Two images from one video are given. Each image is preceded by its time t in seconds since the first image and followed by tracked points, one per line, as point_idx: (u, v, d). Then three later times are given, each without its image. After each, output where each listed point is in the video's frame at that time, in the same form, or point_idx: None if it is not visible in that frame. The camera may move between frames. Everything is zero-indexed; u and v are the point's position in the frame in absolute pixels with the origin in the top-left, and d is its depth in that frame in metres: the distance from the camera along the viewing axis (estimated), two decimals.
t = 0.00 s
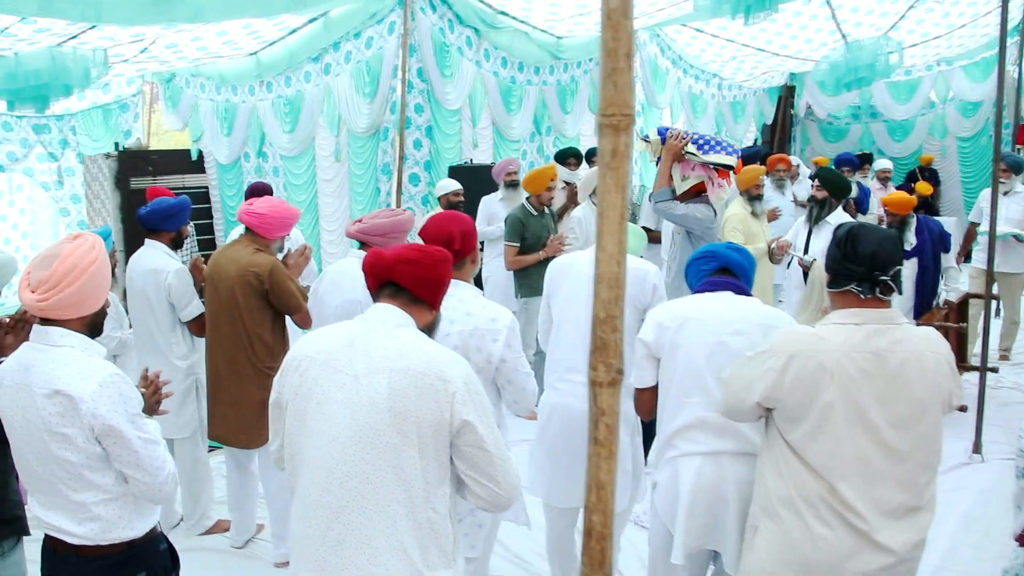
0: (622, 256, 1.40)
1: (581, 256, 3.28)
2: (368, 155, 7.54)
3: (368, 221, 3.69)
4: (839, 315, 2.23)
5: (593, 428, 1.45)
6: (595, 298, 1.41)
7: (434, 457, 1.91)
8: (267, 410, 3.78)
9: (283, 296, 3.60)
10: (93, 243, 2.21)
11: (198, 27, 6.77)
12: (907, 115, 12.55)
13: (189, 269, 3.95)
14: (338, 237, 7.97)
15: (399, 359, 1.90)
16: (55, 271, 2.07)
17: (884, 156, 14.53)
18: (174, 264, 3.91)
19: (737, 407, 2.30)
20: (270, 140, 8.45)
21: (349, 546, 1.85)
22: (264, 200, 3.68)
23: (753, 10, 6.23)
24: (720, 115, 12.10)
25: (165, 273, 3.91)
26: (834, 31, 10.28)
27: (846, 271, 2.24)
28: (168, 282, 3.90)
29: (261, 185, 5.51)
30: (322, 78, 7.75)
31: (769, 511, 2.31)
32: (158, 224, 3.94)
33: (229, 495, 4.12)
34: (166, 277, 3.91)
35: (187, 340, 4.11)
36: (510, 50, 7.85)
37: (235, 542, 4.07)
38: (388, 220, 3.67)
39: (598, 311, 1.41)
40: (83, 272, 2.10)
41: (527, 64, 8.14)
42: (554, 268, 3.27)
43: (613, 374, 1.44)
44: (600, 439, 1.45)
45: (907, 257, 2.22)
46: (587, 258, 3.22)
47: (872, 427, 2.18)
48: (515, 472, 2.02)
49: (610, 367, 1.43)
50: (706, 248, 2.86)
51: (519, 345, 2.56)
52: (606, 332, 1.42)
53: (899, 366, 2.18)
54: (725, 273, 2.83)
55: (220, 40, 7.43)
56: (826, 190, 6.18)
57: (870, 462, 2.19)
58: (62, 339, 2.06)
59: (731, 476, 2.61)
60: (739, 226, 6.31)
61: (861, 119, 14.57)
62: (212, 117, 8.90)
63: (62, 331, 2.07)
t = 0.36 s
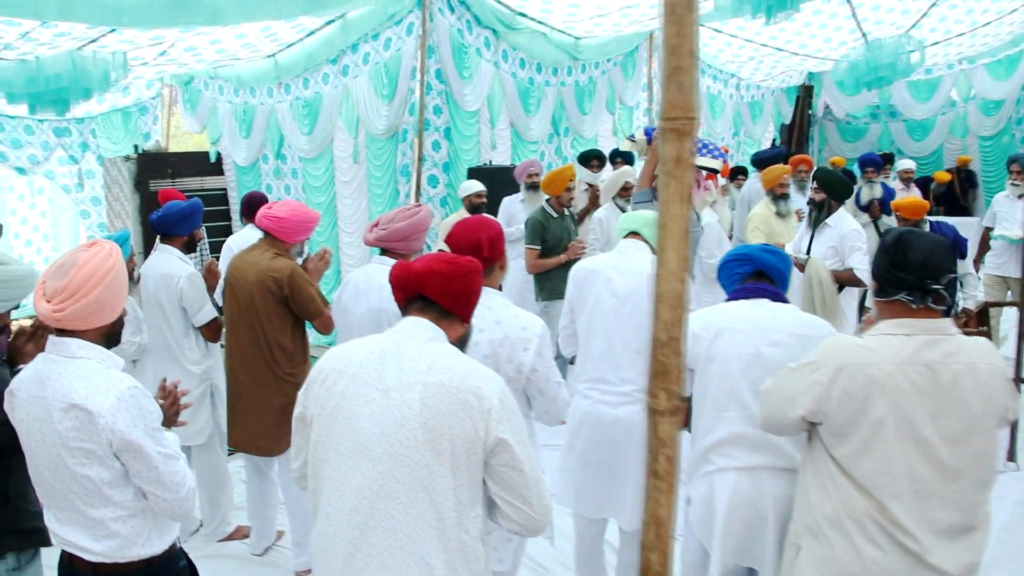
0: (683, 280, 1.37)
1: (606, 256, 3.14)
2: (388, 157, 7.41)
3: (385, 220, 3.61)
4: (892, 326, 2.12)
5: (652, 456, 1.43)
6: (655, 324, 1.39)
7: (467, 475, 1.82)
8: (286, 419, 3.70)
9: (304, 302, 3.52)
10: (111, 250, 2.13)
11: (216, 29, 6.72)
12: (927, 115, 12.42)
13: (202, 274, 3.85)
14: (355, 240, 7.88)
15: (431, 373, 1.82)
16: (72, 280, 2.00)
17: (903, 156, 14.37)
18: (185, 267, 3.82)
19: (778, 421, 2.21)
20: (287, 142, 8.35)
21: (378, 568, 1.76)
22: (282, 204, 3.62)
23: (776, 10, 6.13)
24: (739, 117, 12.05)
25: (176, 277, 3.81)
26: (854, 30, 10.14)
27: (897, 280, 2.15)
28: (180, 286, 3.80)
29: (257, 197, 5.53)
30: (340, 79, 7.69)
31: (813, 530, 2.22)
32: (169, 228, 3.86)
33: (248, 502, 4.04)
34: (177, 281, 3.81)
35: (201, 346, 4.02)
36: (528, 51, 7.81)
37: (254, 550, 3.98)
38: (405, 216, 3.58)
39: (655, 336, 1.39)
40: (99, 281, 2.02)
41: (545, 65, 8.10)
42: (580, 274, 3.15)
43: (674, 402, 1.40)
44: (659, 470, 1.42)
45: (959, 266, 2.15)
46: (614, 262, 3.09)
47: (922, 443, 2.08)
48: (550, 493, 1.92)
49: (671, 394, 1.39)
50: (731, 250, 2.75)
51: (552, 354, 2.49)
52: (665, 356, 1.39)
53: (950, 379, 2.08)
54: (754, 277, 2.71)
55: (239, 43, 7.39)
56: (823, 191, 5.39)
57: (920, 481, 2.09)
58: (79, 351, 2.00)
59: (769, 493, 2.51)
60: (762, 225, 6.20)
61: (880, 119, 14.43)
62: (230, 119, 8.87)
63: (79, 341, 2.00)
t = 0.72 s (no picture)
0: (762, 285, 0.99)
1: (643, 255, 2.96)
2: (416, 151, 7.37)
3: (410, 211, 3.50)
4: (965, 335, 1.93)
5: (721, 489, 1.04)
6: (727, 334, 1.01)
7: (504, 489, 1.68)
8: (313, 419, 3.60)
9: (329, 300, 3.41)
10: (130, 247, 2.02)
11: (244, 19, 6.63)
12: (968, 111, 12.14)
13: (219, 270, 3.75)
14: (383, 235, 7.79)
15: (462, 380, 1.68)
16: (87, 279, 1.89)
17: (942, 152, 14.07)
18: (203, 264, 3.72)
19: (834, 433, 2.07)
20: (315, 134, 8.25)
21: None
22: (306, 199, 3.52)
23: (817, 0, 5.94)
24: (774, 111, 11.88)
25: (194, 274, 3.72)
26: (895, 23, 9.90)
27: (962, 282, 2.01)
28: (196, 283, 3.70)
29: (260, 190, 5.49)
30: (368, 71, 7.58)
31: (869, 547, 2.08)
32: (189, 224, 3.78)
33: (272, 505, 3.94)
34: (194, 278, 3.71)
35: (218, 344, 3.92)
36: (562, 43, 7.68)
37: (279, 555, 3.88)
38: (429, 206, 3.48)
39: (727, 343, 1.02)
40: (117, 280, 1.91)
41: (578, 57, 7.98)
42: (616, 276, 2.96)
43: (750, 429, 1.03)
44: (729, 502, 1.03)
45: None
46: (652, 264, 2.90)
47: (989, 458, 1.94)
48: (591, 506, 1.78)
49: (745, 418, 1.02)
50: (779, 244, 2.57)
51: (590, 357, 2.37)
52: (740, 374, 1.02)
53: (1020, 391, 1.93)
54: (804, 275, 2.52)
55: (266, 33, 7.29)
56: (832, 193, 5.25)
57: (985, 497, 1.95)
58: (96, 354, 1.89)
59: (819, 506, 2.37)
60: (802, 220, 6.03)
61: (919, 114, 14.15)
62: (257, 112, 8.79)
63: (96, 344, 1.90)
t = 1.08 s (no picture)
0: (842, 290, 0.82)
1: (668, 252, 2.81)
2: (430, 141, 7.22)
3: (423, 206, 3.36)
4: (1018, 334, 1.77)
5: (785, 516, 0.88)
6: (797, 344, 0.86)
7: (527, 499, 1.55)
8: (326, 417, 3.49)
9: (341, 294, 3.30)
10: (132, 239, 1.90)
11: (255, 7, 6.52)
12: (990, 104, 11.94)
13: (226, 262, 3.63)
14: (397, 227, 7.68)
15: (479, 384, 1.55)
16: (87, 276, 1.77)
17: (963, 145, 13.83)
18: (209, 255, 3.61)
19: (875, 441, 1.94)
20: (328, 124, 8.14)
21: None
22: (315, 189, 3.40)
23: None
24: (793, 104, 11.75)
25: (200, 264, 3.60)
26: (918, 13, 9.72)
27: (1014, 279, 1.87)
28: (202, 275, 3.58)
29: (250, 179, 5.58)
30: (383, 60, 7.47)
31: (912, 559, 1.95)
32: (198, 215, 3.68)
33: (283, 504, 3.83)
34: (199, 268, 3.60)
35: (224, 338, 3.79)
36: (579, 32, 7.57)
37: (291, 555, 3.78)
38: (443, 201, 3.35)
39: (800, 355, 0.86)
40: (118, 275, 1.80)
41: (595, 47, 7.85)
42: (642, 276, 2.81)
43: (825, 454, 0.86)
44: (794, 530, 0.88)
45: None
46: (677, 264, 2.76)
47: None
48: (618, 510, 1.63)
49: (817, 438, 0.85)
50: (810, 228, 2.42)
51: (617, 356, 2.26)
52: (809, 390, 0.86)
53: None
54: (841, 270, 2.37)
55: (278, 22, 7.19)
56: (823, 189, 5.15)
57: None
58: (97, 354, 1.79)
59: (857, 514, 2.25)
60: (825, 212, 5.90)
61: (940, 107, 13.92)
62: (269, 102, 8.69)
63: (98, 343, 1.79)
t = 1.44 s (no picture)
0: (942, 309, 0.75)
1: (694, 251, 2.70)
2: (443, 136, 7.13)
3: (432, 204, 3.21)
4: None
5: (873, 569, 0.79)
6: (892, 374, 0.77)
7: (555, 520, 1.45)
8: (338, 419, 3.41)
9: (352, 294, 3.21)
10: (129, 237, 1.82)
11: None
12: (1007, 95, 11.77)
13: (237, 259, 3.53)
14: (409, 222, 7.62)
15: (499, 402, 1.42)
16: (85, 280, 1.70)
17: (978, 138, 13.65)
18: (219, 252, 3.49)
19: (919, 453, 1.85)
20: (338, 118, 8.05)
21: None
22: (319, 185, 3.31)
23: None
24: (807, 96, 11.63)
25: (209, 262, 3.48)
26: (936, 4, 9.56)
27: None
28: (213, 272, 3.47)
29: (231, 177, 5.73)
30: (393, 53, 7.37)
31: None
32: (208, 212, 3.60)
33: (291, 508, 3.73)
34: (209, 265, 3.48)
35: (234, 337, 3.71)
36: (592, 24, 7.49)
37: (301, 561, 3.70)
38: (451, 198, 3.18)
39: (890, 385, 0.77)
40: (118, 278, 1.72)
41: (608, 39, 7.73)
42: (667, 278, 2.70)
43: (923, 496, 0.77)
44: None
45: None
46: (704, 265, 2.65)
47: None
48: (653, 528, 1.55)
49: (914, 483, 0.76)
50: (845, 221, 2.22)
51: (646, 362, 2.18)
52: (905, 425, 0.77)
53: None
54: (882, 272, 2.17)
55: (288, 15, 7.08)
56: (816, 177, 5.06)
57: None
58: (98, 362, 1.72)
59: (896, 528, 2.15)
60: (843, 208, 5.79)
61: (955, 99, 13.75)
62: (279, 95, 8.63)
63: (98, 351, 1.72)
